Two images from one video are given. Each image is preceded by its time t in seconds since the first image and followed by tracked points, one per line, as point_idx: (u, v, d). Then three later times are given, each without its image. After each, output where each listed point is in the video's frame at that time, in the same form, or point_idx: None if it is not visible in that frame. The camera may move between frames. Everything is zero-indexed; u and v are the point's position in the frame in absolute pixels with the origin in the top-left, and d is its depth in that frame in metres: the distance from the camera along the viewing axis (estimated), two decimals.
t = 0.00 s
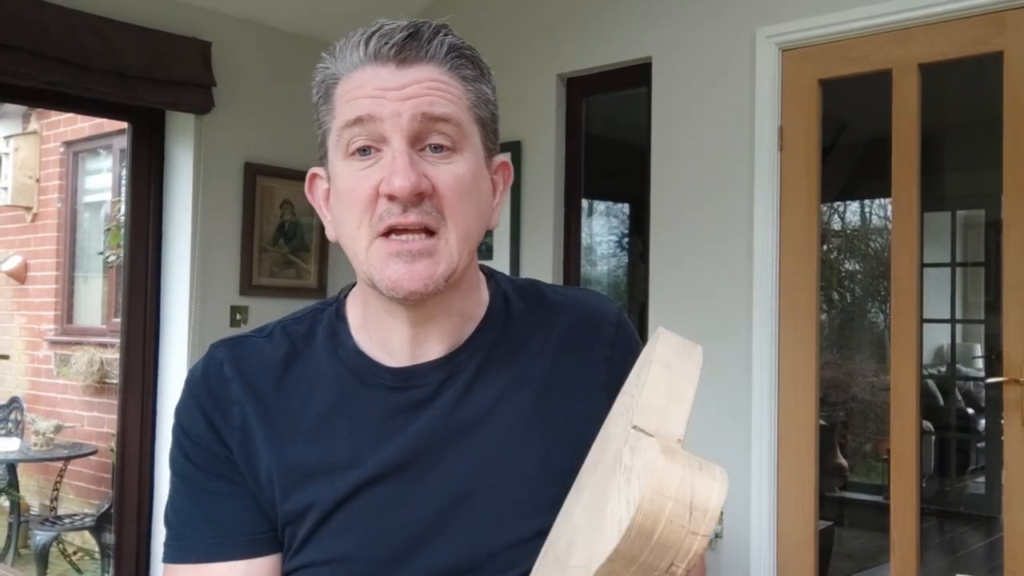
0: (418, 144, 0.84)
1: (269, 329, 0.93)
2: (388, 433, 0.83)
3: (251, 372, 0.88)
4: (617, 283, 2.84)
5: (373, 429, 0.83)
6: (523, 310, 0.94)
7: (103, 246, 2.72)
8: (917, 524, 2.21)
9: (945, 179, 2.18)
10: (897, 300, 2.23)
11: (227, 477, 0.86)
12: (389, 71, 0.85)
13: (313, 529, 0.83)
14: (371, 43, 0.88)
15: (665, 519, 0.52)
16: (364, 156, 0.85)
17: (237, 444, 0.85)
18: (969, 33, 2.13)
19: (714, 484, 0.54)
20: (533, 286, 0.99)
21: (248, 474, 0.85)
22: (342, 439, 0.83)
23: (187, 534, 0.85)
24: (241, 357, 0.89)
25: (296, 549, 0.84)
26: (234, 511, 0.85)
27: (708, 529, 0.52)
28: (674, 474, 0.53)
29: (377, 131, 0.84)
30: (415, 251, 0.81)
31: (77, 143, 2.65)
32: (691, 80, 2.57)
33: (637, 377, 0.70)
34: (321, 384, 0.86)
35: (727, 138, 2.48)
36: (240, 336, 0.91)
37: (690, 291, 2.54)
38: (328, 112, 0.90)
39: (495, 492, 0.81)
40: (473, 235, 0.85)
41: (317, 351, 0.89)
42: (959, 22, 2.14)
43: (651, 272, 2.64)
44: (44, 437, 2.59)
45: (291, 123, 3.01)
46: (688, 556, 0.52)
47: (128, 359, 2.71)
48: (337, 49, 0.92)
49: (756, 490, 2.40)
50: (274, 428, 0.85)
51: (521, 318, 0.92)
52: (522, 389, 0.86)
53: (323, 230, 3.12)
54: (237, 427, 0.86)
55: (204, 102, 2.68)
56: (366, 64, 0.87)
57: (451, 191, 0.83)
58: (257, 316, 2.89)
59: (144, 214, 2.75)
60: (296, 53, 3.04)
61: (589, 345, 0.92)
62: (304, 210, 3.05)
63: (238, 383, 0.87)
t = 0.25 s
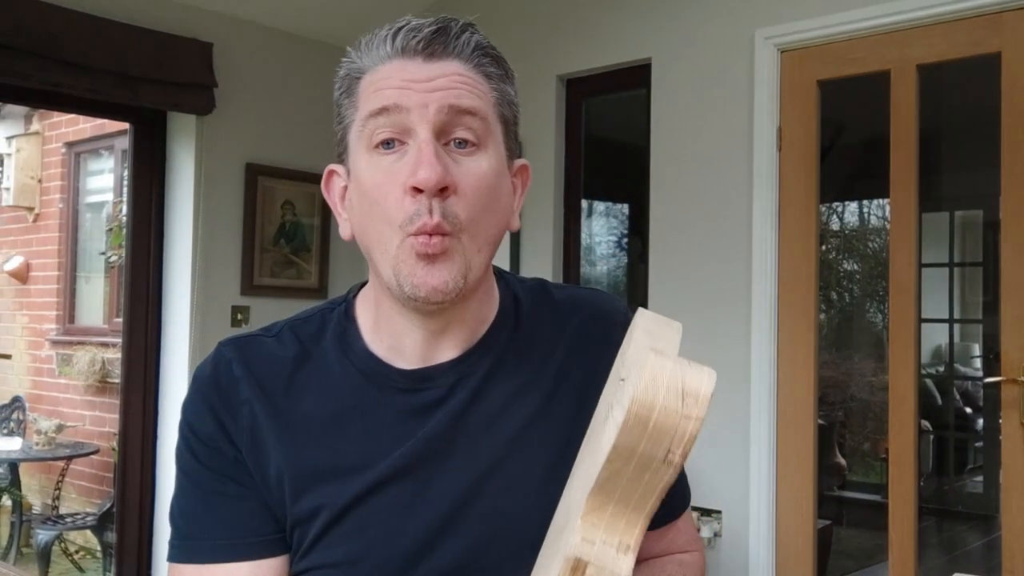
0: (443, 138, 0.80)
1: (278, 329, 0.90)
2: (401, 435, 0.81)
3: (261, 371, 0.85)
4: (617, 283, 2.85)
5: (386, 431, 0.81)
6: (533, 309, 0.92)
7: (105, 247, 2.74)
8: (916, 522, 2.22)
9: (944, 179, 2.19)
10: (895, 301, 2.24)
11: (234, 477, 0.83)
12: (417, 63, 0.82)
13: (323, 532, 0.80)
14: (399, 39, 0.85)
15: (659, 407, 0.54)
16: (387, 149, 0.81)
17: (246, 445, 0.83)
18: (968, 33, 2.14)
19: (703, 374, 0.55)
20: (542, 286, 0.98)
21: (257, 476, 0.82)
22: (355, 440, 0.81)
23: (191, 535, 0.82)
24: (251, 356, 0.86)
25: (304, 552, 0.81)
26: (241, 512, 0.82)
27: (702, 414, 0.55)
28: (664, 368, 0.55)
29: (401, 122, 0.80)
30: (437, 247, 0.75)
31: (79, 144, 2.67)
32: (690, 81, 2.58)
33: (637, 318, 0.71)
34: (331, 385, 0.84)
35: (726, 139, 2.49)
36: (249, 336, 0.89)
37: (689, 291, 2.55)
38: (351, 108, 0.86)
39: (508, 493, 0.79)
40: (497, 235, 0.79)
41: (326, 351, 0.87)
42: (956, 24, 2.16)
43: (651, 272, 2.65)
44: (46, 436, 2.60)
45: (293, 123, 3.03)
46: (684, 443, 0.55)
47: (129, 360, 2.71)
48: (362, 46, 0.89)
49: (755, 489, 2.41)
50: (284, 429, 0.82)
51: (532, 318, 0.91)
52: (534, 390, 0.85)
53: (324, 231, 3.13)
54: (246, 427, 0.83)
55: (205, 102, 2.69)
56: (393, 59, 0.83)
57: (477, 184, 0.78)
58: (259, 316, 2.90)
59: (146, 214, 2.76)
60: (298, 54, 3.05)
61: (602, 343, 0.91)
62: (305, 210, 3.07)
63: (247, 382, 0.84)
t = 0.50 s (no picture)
0: (456, 157, 0.79)
1: (281, 328, 0.91)
2: (402, 436, 0.82)
3: (264, 371, 0.86)
4: (616, 283, 2.87)
5: (387, 431, 0.82)
6: (535, 310, 0.93)
7: (106, 247, 2.75)
8: (914, 521, 2.22)
9: (942, 179, 2.20)
10: (894, 301, 2.25)
11: (237, 474, 0.84)
12: (432, 78, 0.80)
13: (323, 530, 0.81)
14: (413, 49, 0.83)
15: (640, 348, 0.64)
16: (400, 167, 0.80)
17: (248, 443, 0.83)
18: (966, 35, 2.15)
19: (684, 318, 0.64)
20: (544, 287, 0.99)
21: (259, 474, 0.83)
22: (356, 441, 0.82)
23: (193, 532, 0.83)
24: (254, 356, 0.87)
25: (305, 549, 0.82)
26: (243, 509, 0.83)
27: (682, 350, 0.63)
28: (648, 311, 0.65)
29: (415, 141, 0.79)
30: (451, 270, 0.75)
31: (81, 144, 2.67)
32: (689, 82, 2.59)
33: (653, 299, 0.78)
34: (333, 385, 0.84)
35: (726, 140, 2.50)
36: (252, 335, 0.90)
37: (688, 291, 2.56)
38: (361, 117, 0.84)
39: (507, 493, 0.80)
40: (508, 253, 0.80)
41: (328, 350, 0.87)
42: (954, 26, 2.17)
43: (651, 272, 2.66)
44: (47, 436, 2.61)
45: (294, 124, 3.04)
46: (666, 377, 0.63)
47: (131, 360, 2.73)
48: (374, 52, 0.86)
49: (754, 488, 2.42)
50: (287, 429, 0.83)
51: (534, 318, 0.92)
52: (534, 390, 0.85)
53: (325, 231, 3.14)
54: (248, 426, 0.84)
55: (207, 103, 2.69)
56: (407, 71, 0.81)
57: (490, 206, 0.78)
58: (260, 316, 2.91)
59: (147, 214, 2.77)
60: (299, 55, 3.06)
61: (603, 343, 0.91)
62: (306, 211, 3.08)
63: (250, 382, 0.85)
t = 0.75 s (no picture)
0: (464, 193, 0.78)
1: (283, 327, 0.92)
2: (405, 434, 0.83)
3: (268, 371, 0.87)
4: (616, 283, 2.87)
5: (390, 430, 0.83)
6: (536, 309, 0.94)
7: (108, 247, 2.76)
8: (912, 520, 2.24)
9: (940, 180, 2.21)
10: (892, 301, 2.26)
11: (241, 472, 0.84)
12: (440, 115, 0.76)
13: (325, 528, 0.82)
14: (420, 78, 0.78)
15: (669, 420, 0.57)
16: (406, 201, 0.78)
17: (252, 442, 0.84)
18: (964, 36, 2.16)
19: (712, 388, 0.58)
20: (544, 286, 1.00)
21: (262, 472, 0.84)
22: (361, 439, 0.83)
23: (195, 529, 0.83)
24: (259, 356, 0.88)
25: (307, 547, 0.83)
26: (247, 506, 0.83)
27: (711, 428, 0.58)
28: (675, 380, 0.58)
29: (422, 179, 0.77)
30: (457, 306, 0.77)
31: (83, 145, 2.68)
32: (689, 83, 2.60)
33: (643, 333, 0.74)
34: (336, 385, 0.85)
35: (725, 141, 2.51)
36: (255, 335, 0.91)
37: (688, 291, 2.57)
38: (365, 141, 0.82)
39: (507, 492, 0.82)
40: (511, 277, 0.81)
41: (331, 350, 0.88)
42: (952, 27, 2.18)
43: (650, 273, 2.67)
44: (49, 435, 2.62)
45: (295, 125, 3.05)
46: (691, 455, 0.58)
47: (133, 359, 2.74)
48: (377, 74, 0.82)
49: (754, 488, 2.43)
50: (292, 428, 0.83)
51: (535, 318, 0.93)
52: (535, 389, 0.87)
53: (326, 231, 3.15)
54: (253, 424, 0.84)
55: (208, 104, 2.71)
56: (413, 103, 0.77)
57: (496, 241, 0.78)
58: (261, 316, 2.93)
59: (149, 215, 2.79)
60: (300, 56, 3.07)
61: (602, 344, 0.93)
62: (307, 211, 3.09)
63: (255, 380, 0.86)
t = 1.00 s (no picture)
0: (467, 201, 0.78)
1: (285, 326, 0.93)
2: (406, 433, 0.84)
3: (270, 371, 0.88)
4: (616, 284, 2.88)
5: (391, 429, 0.84)
6: (537, 310, 0.95)
7: (110, 247, 2.76)
8: (911, 519, 2.24)
9: (938, 180, 2.22)
10: (891, 301, 2.27)
11: (243, 471, 0.86)
12: (444, 123, 0.77)
13: (327, 527, 0.83)
14: (424, 86, 0.79)
15: (671, 395, 0.58)
16: (410, 209, 0.79)
17: (254, 441, 0.85)
18: (962, 37, 2.17)
19: (714, 363, 0.59)
20: (544, 286, 1.01)
21: (264, 471, 0.85)
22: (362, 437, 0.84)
23: (198, 527, 0.84)
24: (260, 355, 0.89)
25: (308, 545, 0.84)
26: (249, 505, 0.84)
27: (713, 401, 0.58)
28: (676, 357, 0.59)
29: (426, 186, 0.77)
30: (459, 313, 0.78)
31: (85, 145, 2.68)
32: (688, 84, 2.61)
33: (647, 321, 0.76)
34: (337, 385, 0.86)
35: (724, 141, 2.52)
36: (256, 334, 0.91)
37: (687, 291, 2.59)
38: (368, 148, 0.82)
39: (506, 491, 0.83)
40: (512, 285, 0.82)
41: (331, 349, 0.89)
42: (950, 28, 2.19)
43: (649, 273, 2.68)
44: (52, 434, 2.62)
45: (296, 126, 3.06)
46: (694, 428, 0.58)
47: (135, 359, 2.76)
48: (380, 81, 0.83)
49: (753, 488, 2.44)
50: (293, 426, 0.85)
51: (535, 318, 0.94)
52: (536, 388, 0.88)
53: (327, 232, 3.16)
54: (255, 423, 0.85)
55: (210, 104, 2.71)
56: (418, 111, 0.78)
57: (499, 249, 0.79)
58: (262, 316, 2.94)
59: (150, 215, 2.81)
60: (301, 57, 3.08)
61: (601, 344, 0.93)
62: (308, 211, 3.10)
63: (257, 379, 0.87)
